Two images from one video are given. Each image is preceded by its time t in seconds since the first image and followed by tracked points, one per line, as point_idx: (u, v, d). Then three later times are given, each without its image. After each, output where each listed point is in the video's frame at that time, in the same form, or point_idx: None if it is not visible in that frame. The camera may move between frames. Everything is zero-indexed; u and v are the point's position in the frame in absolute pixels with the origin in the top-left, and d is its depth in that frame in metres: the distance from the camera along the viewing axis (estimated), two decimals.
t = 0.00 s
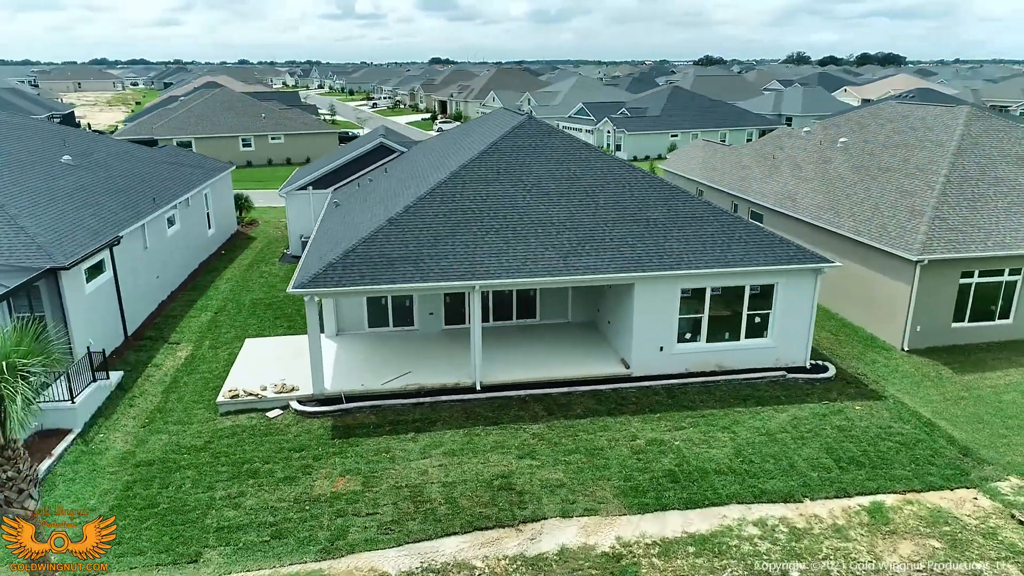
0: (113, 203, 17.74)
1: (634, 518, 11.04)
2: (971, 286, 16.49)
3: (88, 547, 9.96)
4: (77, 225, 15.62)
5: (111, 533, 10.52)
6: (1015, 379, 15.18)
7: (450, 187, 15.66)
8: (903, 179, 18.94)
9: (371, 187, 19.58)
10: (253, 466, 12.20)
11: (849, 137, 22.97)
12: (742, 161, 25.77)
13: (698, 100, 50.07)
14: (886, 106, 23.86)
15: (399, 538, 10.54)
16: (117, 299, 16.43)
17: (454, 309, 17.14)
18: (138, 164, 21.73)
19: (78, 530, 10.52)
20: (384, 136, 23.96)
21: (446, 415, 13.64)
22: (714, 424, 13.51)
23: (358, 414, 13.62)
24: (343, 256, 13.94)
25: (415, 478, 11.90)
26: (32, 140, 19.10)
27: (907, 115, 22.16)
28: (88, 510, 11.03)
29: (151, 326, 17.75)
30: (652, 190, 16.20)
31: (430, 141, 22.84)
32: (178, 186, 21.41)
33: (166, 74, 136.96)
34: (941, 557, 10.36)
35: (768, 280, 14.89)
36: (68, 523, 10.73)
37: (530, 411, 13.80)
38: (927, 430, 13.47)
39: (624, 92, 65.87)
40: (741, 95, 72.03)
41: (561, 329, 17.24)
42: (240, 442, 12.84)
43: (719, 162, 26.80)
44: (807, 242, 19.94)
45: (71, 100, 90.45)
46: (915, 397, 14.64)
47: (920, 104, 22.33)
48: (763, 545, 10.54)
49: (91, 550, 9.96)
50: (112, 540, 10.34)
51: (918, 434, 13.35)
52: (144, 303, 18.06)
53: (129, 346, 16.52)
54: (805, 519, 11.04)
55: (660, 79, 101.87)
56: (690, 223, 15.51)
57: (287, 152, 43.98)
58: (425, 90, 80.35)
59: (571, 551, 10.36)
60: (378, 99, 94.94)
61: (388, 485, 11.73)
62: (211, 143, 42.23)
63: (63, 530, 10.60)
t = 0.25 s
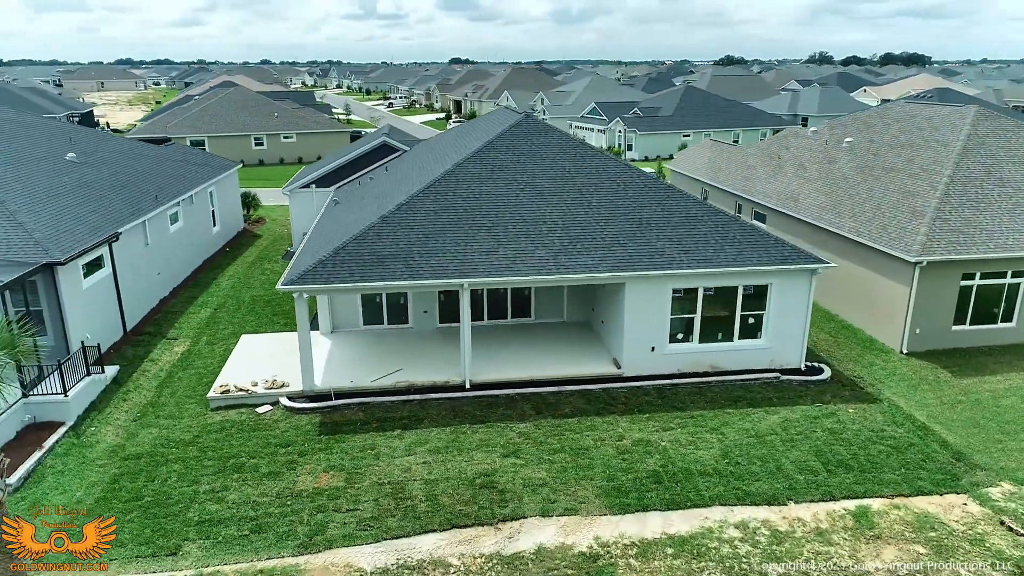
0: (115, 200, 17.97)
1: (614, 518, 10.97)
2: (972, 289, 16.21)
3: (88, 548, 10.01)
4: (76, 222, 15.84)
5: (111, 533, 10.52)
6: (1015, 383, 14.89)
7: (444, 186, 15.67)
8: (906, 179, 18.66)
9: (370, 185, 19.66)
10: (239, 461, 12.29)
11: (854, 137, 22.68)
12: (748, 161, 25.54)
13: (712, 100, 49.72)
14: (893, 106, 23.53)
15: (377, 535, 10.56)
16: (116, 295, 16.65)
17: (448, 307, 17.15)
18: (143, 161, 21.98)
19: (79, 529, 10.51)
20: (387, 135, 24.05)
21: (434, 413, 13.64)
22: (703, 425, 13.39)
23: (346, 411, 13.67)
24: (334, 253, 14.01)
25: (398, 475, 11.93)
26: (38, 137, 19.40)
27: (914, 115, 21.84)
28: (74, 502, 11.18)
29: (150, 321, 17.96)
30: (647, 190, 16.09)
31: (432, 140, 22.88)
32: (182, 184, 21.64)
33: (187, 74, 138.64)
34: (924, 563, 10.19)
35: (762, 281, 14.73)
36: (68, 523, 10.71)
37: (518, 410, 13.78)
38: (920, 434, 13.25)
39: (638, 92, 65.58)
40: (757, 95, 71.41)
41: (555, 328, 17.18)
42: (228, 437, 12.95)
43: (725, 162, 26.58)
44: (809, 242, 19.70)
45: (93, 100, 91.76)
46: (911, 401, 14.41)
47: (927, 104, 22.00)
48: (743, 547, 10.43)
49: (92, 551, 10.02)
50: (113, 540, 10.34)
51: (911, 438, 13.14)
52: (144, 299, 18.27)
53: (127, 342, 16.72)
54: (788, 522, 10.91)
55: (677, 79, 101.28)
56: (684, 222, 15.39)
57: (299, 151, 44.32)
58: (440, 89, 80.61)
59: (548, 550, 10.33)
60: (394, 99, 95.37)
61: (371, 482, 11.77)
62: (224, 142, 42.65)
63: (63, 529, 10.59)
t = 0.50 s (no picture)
0: (113, 198, 18.15)
1: (591, 519, 10.92)
2: (970, 292, 15.95)
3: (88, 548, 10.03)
4: (72, 219, 16.01)
5: (111, 533, 10.54)
6: (1011, 388, 14.62)
7: (435, 185, 15.66)
8: (906, 180, 18.40)
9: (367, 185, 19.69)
10: (222, 458, 12.37)
11: (857, 137, 22.40)
12: (751, 161, 25.32)
13: (722, 100, 49.38)
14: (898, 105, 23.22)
15: (354, 533, 10.59)
16: (111, 291, 16.82)
17: (440, 306, 17.14)
18: (145, 159, 22.19)
19: (79, 529, 10.51)
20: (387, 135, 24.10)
21: (419, 412, 13.64)
22: (689, 426, 13.28)
23: (332, 409, 13.72)
24: (321, 251, 14.04)
25: (379, 473, 11.95)
26: (40, 136, 19.64)
27: (918, 115, 21.53)
28: (57, 496, 11.30)
29: (147, 318, 18.14)
30: (639, 189, 15.97)
31: (431, 139, 22.89)
32: (183, 182, 21.82)
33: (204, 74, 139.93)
34: (904, 569, 10.03)
35: (753, 281, 14.59)
36: (67, 522, 10.71)
37: (504, 410, 13.74)
38: (909, 439, 13.05)
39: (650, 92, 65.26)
40: (771, 95, 70.83)
41: (547, 328, 17.12)
42: (213, 434, 13.03)
43: (728, 162, 26.37)
44: (808, 243, 19.48)
45: (110, 100, 92.79)
46: (903, 405, 14.20)
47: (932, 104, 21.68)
48: (720, 551, 10.33)
49: (93, 551, 10.06)
50: (113, 541, 10.34)
51: (900, 442, 12.95)
52: (141, 296, 18.44)
53: (122, 338, 16.89)
54: (768, 526, 10.79)
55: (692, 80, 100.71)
56: (675, 222, 15.25)
57: (308, 150, 44.58)
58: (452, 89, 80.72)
59: (522, 550, 10.29)
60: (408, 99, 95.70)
61: (351, 480, 11.79)
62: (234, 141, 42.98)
63: (63, 529, 10.59)
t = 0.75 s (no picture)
0: (110, 196, 18.32)
1: (566, 521, 10.86)
2: (965, 294, 15.72)
3: (88, 548, 10.00)
4: (66, 217, 16.18)
5: (112, 533, 10.50)
6: (1004, 393, 14.39)
7: (423, 184, 15.68)
8: (904, 181, 18.17)
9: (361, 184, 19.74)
10: (204, 454, 12.44)
11: (858, 138, 22.16)
12: (751, 161, 25.13)
13: (731, 100, 49.06)
14: (900, 105, 22.94)
15: (328, 531, 10.61)
16: (105, 289, 16.98)
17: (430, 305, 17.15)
18: (145, 158, 22.38)
19: (79, 529, 10.48)
20: (385, 134, 24.15)
21: (402, 411, 13.66)
22: (672, 428, 13.19)
23: (316, 407, 13.77)
24: (307, 250, 14.09)
25: (358, 472, 11.97)
26: (40, 134, 19.86)
27: (919, 115, 21.26)
28: (38, 490, 11.41)
29: (142, 315, 18.30)
30: (628, 189, 15.88)
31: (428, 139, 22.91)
32: (182, 181, 21.98)
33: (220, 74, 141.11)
34: None
35: (741, 283, 14.47)
36: (68, 522, 10.67)
37: (487, 410, 13.72)
38: (896, 443, 12.88)
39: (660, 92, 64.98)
40: (783, 95, 70.29)
41: (537, 328, 17.08)
42: (197, 431, 13.11)
43: (729, 162, 26.18)
44: (804, 245, 19.29)
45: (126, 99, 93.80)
46: (892, 408, 14.02)
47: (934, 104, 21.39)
48: (694, 554, 10.24)
49: (92, 552, 10.02)
50: (113, 541, 10.31)
51: (886, 446, 12.78)
52: (136, 293, 18.60)
53: (115, 335, 17.04)
54: (744, 530, 10.69)
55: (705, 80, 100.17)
56: (663, 222, 15.15)
57: (315, 150, 44.82)
58: (463, 89, 80.84)
59: (494, 551, 10.27)
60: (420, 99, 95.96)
61: (329, 478, 11.82)
62: (241, 140, 43.25)
63: (64, 529, 10.55)
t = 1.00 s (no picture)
0: (109, 194, 18.54)
1: (542, 521, 10.85)
2: (960, 297, 15.50)
3: (88, 548, 10.01)
4: (63, 214, 16.39)
5: (111, 534, 10.50)
6: (998, 397, 14.18)
7: (414, 184, 15.73)
8: (902, 182, 17.96)
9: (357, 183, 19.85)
10: (188, 450, 12.55)
11: (859, 138, 21.94)
12: (753, 162, 24.96)
13: (741, 100, 48.73)
14: (903, 106, 22.69)
15: (304, 527, 10.67)
16: (102, 285, 17.20)
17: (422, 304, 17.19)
18: (148, 157, 22.62)
19: (79, 529, 10.46)
20: (385, 134, 24.23)
21: (387, 409, 13.71)
22: (656, 429, 13.13)
23: (302, 404, 13.86)
24: (295, 248, 14.19)
25: (339, 469, 12.03)
26: (43, 133, 20.14)
27: (922, 116, 21.01)
28: (24, 483, 11.57)
29: (140, 312, 18.51)
30: (619, 189, 15.82)
31: (427, 138, 22.97)
32: (183, 179, 22.20)
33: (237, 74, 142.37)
34: None
35: (730, 283, 14.37)
36: (67, 522, 10.64)
37: (472, 409, 13.74)
38: (882, 447, 12.73)
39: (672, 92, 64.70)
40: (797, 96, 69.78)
41: (528, 328, 17.06)
42: (184, 427, 13.23)
43: (731, 162, 26.01)
44: (801, 246, 19.12)
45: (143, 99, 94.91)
46: (881, 412, 13.87)
47: (937, 105, 21.14)
48: (669, 556, 10.19)
49: (92, 552, 10.03)
50: (113, 541, 10.30)
51: (872, 450, 12.64)
52: (134, 290, 18.81)
53: (111, 331, 17.24)
54: (721, 532, 10.62)
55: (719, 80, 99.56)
56: (653, 222, 15.08)
57: (324, 149, 45.08)
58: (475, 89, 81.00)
59: (468, 550, 10.27)
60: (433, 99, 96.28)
61: (310, 475, 11.89)
62: (251, 140, 43.59)
63: (63, 529, 10.53)
